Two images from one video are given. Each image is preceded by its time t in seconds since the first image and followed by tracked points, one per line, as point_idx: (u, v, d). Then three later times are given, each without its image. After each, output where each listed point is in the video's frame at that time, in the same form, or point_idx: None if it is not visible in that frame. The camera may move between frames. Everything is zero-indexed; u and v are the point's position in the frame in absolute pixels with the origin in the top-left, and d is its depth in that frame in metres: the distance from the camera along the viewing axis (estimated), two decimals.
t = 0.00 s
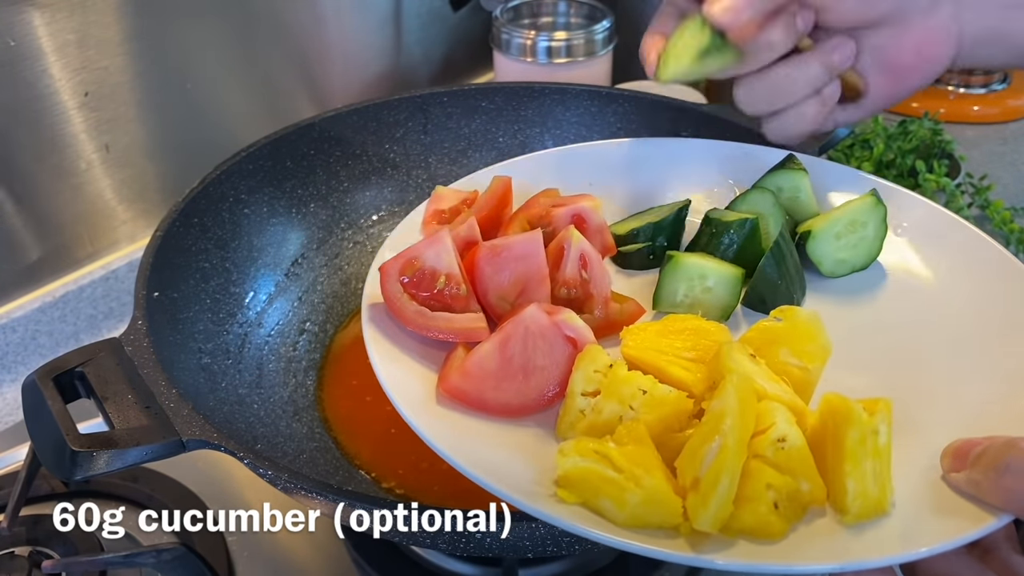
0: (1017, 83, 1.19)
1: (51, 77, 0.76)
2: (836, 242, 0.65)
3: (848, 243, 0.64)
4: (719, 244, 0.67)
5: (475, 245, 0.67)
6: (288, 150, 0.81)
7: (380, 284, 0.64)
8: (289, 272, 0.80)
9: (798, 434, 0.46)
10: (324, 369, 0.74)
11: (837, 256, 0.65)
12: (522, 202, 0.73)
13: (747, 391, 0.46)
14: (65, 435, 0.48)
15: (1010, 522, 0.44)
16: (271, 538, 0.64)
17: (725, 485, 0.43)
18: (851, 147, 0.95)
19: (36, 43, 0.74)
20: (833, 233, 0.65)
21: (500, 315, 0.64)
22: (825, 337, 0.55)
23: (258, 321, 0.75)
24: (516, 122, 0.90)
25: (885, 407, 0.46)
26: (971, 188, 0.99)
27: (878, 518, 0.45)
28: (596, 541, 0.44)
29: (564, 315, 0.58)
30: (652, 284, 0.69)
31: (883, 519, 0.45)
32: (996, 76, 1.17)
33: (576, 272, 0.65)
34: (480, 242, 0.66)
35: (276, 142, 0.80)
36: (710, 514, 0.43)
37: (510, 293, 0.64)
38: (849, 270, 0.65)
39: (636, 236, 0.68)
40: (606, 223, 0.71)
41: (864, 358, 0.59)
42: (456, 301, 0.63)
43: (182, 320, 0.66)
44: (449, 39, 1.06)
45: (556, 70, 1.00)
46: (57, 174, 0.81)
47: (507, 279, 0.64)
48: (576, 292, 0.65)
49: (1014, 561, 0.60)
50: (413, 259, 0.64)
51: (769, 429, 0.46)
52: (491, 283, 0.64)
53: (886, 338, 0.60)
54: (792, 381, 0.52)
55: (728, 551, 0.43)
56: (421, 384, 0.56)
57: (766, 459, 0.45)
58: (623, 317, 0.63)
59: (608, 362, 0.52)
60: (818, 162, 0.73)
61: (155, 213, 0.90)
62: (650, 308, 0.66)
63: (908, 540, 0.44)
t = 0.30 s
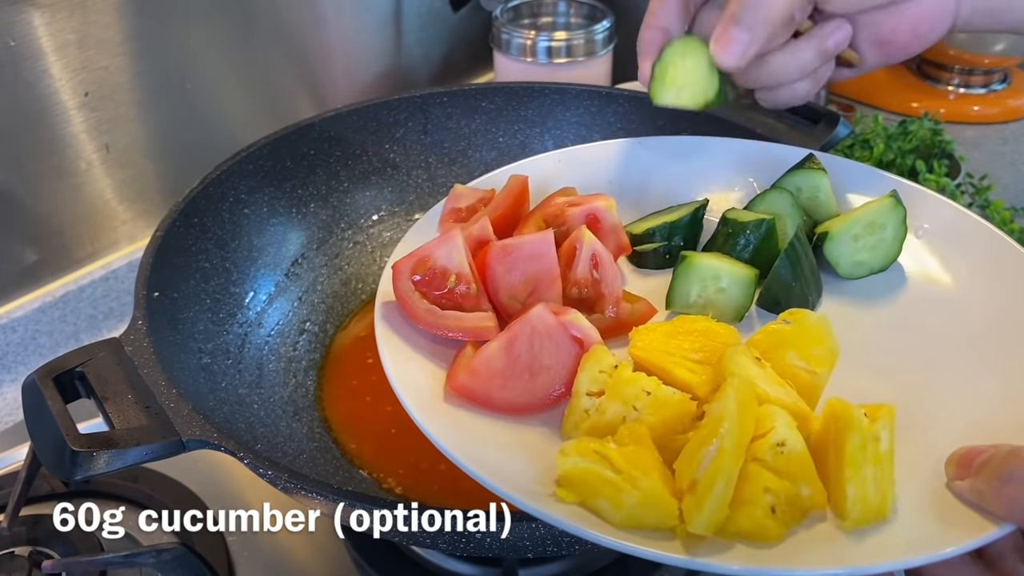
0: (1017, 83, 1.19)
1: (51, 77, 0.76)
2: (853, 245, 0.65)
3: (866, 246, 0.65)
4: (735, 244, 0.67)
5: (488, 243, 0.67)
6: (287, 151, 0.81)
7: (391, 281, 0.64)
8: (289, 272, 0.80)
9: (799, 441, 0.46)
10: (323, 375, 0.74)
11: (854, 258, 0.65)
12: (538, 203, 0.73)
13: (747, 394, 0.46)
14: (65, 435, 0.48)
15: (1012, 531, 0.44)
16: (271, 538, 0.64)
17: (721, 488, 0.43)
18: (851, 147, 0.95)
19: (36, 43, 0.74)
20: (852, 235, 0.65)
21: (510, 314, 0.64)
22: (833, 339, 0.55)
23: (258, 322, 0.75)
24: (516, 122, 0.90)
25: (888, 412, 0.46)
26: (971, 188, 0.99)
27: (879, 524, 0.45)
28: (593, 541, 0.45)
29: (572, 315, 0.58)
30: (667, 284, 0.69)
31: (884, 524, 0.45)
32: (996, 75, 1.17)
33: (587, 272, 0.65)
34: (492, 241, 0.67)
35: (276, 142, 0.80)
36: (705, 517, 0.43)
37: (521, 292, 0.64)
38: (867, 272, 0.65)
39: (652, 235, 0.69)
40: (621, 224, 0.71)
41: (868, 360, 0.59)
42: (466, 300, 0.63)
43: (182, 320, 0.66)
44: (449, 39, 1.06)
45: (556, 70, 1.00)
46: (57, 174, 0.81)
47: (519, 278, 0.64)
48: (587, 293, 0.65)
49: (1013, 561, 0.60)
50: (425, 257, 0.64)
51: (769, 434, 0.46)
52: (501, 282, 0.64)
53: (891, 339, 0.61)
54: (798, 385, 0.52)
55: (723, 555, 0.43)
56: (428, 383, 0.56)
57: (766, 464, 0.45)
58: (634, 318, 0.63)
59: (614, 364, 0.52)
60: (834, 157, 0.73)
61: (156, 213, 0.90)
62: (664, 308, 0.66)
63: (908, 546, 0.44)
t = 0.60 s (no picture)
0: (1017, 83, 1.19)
1: (51, 77, 0.76)
2: (874, 246, 0.63)
3: (887, 249, 0.62)
4: (757, 241, 0.66)
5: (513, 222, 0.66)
6: (287, 151, 0.80)
7: (417, 252, 0.64)
8: (289, 272, 0.80)
9: (804, 413, 0.45)
10: (324, 370, 0.75)
11: (873, 260, 0.63)
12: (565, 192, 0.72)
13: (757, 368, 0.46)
14: (65, 435, 0.48)
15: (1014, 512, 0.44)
16: (271, 538, 0.64)
17: (721, 452, 0.43)
18: (851, 147, 0.95)
19: (36, 43, 0.74)
20: (872, 237, 0.63)
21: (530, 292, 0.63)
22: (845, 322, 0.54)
23: (258, 322, 0.75)
24: (516, 122, 0.90)
25: (895, 393, 0.46)
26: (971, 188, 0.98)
27: (880, 501, 0.45)
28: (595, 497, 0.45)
29: (589, 290, 0.58)
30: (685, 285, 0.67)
31: (887, 501, 0.45)
32: (996, 75, 1.17)
33: (608, 254, 0.64)
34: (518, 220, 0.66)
35: (276, 142, 0.80)
36: (704, 479, 0.43)
37: (542, 270, 0.63)
38: (887, 275, 0.63)
39: (669, 234, 0.68)
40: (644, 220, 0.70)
41: (871, 353, 0.58)
42: (488, 273, 0.63)
43: (182, 320, 0.65)
44: (449, 39, 1.06)
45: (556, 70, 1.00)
46: (57, 174, 0.81)
47: (539, 255, 0.63)
48: (607, 275, 0.64)
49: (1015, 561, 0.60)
50: (449, 229, 0.64)
51: (775, 403, 0.45)
52: (523, 260, 0.63)
53: (894, 332, 0.59)
54: (808, 369, 0.50)
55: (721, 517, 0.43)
56: (444, 350, 0.57)
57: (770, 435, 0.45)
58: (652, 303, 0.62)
59: (626, 338, 0.51)
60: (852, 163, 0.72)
61: (155, 213, 0.90)
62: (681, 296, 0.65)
63: (906, 520, 0.44)
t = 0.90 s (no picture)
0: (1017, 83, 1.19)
1: (51, 77, 0.76)
2: (889, 246, 0.62)
3: (902, 249, 0.62)
4: (773, 241, 0.66)
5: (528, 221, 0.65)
6: (288, 151, 0.80)
7: (434, 252, 0.63)
8: (289, 272, 0.80)
9: (813, 409, 0.45)
10: (324, 375, 0.75)
11: (889, 261, 0.63)
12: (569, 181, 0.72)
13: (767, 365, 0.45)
14: (65, 435, 0.48)
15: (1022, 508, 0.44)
16: (270, 539, 0.64)
17: (730, 446, 0.43)
18: (851, 147, 0.95)
19: (36, 43, 0.74)
20: (888, 237, 0.63)
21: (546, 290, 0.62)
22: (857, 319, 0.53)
23: (259, 322, 0.75)
24: (516, 122, 0.90)
25: (905, 391, 0.45)
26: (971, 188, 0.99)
27: (888, 498, 0.45)
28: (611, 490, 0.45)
29: (603, 287, 0.58)
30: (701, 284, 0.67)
31: (895, 498, 0.45)
32: (996, 76, 1.17)
33: (619, 247, 0.64)
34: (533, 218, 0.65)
35: (276, 143, 0.80)
36: (713, 473, 0.43)
37: (558, 269, 0.62)
38: (902, 276, 0.63)
39: (684, 233, 0.67)
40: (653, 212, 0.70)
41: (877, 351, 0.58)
42: (505, 271, 0.62)
43: (182, 320, 0.65)
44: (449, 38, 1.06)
45: (556, 70, 1.00)
46: (57, 174, 0.81)
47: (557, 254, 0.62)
48: (619, 269, 0.63)
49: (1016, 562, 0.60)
50: (467, 228, 0.63)
51: (785, 400, 0.45)
52: (540, 259, 0.62)
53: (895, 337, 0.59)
54: (820, 368, 0.50)
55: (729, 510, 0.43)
56: (458, 345, 0.57)
57: (779, 431, 0.44)
58: (664, 296, 0.62)
59: (640, 335, 0.50)
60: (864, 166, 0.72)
61: (155, 213, 0.90)
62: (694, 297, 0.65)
63: (913, 517, 0.44)
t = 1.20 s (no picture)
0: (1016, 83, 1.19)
1: (51, 77, 0.76)
2: (907, 272, 0.60)
3: (924, 273, 0.59)
4: (790, 266, 0.63)
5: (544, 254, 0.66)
6: (287, 152, 0.80)
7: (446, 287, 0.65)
8: (289, 272, 0.80)
9: (755, 454, 0.46)
10: (323, 375, 0.75)
11: (910, 285, 0.60)
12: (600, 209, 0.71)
13: (709, 408, 0.48)
14: (65, 435, 0.48)
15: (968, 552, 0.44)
16: (270, 539, 0.64)
17: (661, 488, 0.44)
18: (851, 147, 0.96)
19: (36, 43, 0.74)
20: (907, 261, 0.60)
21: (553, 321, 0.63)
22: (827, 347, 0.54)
23: (258, 322, 0.75)
24: (516, 121, 0.90)
25: (845, 442, 0.47)
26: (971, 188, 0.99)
27: (824, 544, 0.45)
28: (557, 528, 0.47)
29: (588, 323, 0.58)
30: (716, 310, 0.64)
31: (835, 543, 0.45)
32: (996, 75, 1.17)
33: (625, 280, 0.63)
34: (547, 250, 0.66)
35: (276, 143, 0.80)
36: (643, 513, 0.44)
37: (563, 300, 0.62)
38: (925, 300, 0.60)
39: (703, 256, 0.65)
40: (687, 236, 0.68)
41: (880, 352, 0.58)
42: (510, 304, 0.63)
43: (182, 320, 0.65)
44: (449, 38, 1.06)
45: (556, 70, 1.00)
46: (57, 174, 0.81)
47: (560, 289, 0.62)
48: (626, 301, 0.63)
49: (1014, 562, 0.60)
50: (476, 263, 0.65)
51: (726, 445, 0.46)
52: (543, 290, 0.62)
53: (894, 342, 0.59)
54: (786, 407, 0.51)
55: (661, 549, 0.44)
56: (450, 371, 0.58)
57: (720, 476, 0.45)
58: (669, 326, 0.60)
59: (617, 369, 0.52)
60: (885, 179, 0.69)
61: (155, 213, 0.90)
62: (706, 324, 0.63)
63: (846, 565, 0.44)
